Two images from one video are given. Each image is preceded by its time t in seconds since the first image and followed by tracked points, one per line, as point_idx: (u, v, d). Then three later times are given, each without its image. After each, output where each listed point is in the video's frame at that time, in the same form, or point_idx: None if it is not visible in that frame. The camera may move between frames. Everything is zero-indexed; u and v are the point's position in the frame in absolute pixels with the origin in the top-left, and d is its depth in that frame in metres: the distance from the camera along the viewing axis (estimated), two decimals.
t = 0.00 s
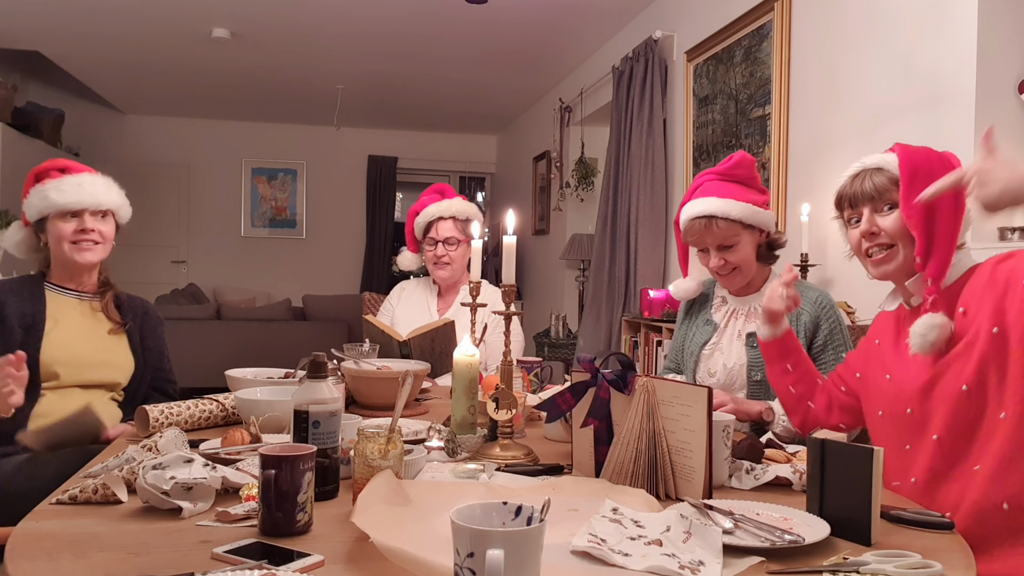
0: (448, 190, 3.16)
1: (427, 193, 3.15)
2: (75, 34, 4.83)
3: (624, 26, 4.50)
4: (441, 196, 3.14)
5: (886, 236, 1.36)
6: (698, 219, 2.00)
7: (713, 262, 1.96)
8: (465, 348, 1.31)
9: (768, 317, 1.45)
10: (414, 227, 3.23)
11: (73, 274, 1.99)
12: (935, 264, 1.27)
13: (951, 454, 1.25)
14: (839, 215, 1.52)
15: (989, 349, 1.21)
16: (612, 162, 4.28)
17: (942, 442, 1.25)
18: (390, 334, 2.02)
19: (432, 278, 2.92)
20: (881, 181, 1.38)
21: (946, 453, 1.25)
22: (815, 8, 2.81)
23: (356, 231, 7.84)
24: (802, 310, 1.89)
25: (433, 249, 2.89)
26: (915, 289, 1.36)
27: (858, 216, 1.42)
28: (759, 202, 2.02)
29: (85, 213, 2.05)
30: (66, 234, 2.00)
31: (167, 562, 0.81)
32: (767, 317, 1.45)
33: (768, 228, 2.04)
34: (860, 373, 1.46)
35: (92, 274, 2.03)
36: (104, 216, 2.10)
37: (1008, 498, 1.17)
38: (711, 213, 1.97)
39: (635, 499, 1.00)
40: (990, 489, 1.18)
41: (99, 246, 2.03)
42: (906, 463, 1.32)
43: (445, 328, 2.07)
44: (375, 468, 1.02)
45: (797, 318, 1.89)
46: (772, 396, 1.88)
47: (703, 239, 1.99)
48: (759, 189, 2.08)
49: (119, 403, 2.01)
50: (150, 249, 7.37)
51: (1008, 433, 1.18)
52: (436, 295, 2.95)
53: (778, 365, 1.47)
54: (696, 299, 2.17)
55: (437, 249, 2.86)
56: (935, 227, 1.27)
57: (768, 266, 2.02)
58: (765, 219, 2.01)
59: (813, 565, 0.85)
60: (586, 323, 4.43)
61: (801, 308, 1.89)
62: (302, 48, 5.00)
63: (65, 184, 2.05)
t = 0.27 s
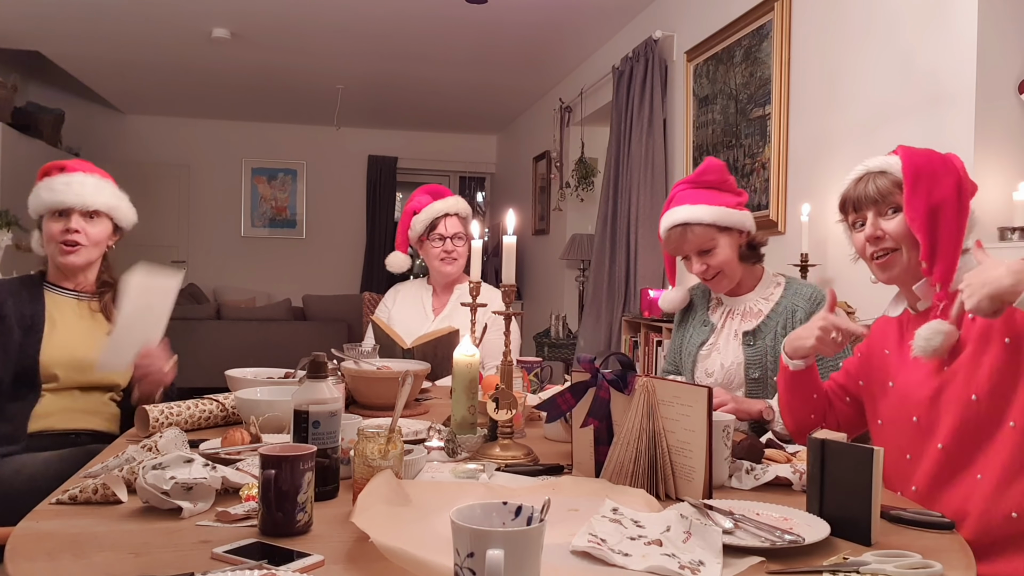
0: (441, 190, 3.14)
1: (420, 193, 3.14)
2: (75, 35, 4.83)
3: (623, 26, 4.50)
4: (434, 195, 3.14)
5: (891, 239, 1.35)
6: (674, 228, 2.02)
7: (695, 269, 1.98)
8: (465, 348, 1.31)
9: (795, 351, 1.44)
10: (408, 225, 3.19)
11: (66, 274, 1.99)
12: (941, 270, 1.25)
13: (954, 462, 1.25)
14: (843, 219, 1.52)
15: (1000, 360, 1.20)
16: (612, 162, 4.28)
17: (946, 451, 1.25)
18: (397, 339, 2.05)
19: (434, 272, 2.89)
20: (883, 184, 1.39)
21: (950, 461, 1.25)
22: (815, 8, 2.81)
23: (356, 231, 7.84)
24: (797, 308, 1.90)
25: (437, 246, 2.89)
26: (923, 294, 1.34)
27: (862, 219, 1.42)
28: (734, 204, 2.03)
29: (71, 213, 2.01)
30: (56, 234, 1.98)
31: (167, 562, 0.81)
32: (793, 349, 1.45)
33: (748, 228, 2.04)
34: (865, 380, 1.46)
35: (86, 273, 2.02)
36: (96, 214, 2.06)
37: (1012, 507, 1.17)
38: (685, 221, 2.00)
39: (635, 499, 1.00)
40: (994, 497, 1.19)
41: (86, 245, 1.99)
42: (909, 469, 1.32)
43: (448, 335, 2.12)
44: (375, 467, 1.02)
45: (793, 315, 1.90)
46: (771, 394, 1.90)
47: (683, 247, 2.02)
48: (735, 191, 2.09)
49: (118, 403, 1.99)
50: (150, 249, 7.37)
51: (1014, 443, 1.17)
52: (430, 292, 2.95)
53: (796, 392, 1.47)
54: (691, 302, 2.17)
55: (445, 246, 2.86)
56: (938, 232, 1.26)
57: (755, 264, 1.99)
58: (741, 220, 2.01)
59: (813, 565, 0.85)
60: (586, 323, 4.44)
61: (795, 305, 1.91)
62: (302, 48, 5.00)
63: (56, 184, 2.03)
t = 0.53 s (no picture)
0: (431, 190, 3.14)
1: (410, 193, 3.13)
2: (75, 34, 4.83)
3: (623, 26, 4.50)
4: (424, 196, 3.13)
5: (892, 237, 1.35)
6: (664, 232, 2.04)
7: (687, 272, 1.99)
8: (465, 348, 1.31)
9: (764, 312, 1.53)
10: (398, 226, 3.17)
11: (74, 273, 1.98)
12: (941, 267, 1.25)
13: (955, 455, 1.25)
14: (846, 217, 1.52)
15: (1002, 353, 1.20)
16: (612, 163, 4.28)
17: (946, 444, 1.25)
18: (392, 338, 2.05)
19: (427, 271, 2.89)
20: (886, 182, 1.39)
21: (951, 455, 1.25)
22: (815, 8, 2.81)
23: (356, 231, 7.84)
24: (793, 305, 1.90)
25: (433, 246, 2.89)
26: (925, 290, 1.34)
27: (864, 217, 1.42)
28: (720, 205, 2.02)
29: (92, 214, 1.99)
30: (72, 232, 1.96)
31: (167, 562, 0.82)
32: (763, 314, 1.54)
33: (736, 228, 2.04)
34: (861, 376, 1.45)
35: (95, 275, 2.01)
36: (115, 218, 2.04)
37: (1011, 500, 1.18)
38: (674, 225, 2.01)
39: (635, 499, 1.00)
40: (995, 491, 1.19)
41: (100, 249, 1.97)
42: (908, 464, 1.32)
43: (446, 332, 2.10)
44: (375, 467, 1.02)
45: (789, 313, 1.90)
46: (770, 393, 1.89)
47: (672, 250, 2.03)
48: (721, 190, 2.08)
49: (118, 402, 2.01)
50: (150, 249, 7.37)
51: (1015, 436, 1.18)
52: (423, 292, 2.95)
53: (770, 362, 1.52)
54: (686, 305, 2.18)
55: (441, 245, 2.87)
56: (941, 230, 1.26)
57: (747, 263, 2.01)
58: (729, 220, 2.01)
59: (813, 565, 0.85)
60: (586, 324, 4.43)
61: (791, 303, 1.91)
62: (302, 48, 5.00)
63: (81, 182, 2.01)
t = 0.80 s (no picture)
0: (422, 191, 3.12)
1: (401, 195, 3.12)
2: (75, 35, 4.83)
3: (623, 26, 4.50)
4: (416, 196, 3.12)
5: (893, 239, 1.36)
6: (671, 228, 2.03)
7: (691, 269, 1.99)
8: (465, 348, 1.31)
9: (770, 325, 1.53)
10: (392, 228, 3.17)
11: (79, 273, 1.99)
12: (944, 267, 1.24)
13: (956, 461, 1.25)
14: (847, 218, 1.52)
15: (1001, 360, 1.19)
16: (612, 163, 4.28)
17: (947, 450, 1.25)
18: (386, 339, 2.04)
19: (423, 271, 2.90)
20: (888, 184, 1.39)
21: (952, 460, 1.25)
22: (815, 8, 2.81)
23: (356, 231, 7.84)
24: (793, 307, 1.89)
25: (426, 247, 2.90)
26: (927, 294, 1.34)
27: (867, 219, 1.42)
28: (729, 204, 2.02)
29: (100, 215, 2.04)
30: (79, 232, 1.99)
31: (166, 562, 0.81)
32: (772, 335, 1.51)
33: (745, 228, 2.03)
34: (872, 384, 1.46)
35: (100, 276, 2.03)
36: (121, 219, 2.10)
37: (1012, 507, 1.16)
38: (682, 221, 2.00)
39: (635, 499, 1.00)
40: (994, 498, 1.18)
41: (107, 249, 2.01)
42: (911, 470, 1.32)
43: (438, 331, 2.08)
44: (375, 467, 1.02)
45: (789, 314, 1.88)
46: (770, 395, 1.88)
47: (679, 248, 2.03)
48: (732, 191, 2.08)
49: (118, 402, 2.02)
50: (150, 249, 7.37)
51: (1013, 444, 1.17)
52: (418, 292, 2.94)
53: (800, 393, 1.47)
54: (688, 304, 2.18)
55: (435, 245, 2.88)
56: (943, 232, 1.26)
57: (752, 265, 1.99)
58: (736, 220, 2.01)
59: (813, 565, 0.85)
60: (586, 324, 4.43)
61: (791, 304, 1.90)
62: (302, 48, 5.00)
63: (88, 183, 2.06)
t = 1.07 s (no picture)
0: (416, 191, 3.14)
1: (396, 194, 3.13)
2: (75, 35, 4.83)
3: (623, 26, 4.50)
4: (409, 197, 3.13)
5: (893, 235, 1.35)
6: (696, 224, 1.97)
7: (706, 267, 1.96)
8: (465, 348, 1.31)
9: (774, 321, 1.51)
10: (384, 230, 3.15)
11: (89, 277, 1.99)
12: (943, 268, 1.25)
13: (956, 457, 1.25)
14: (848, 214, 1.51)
15: (1002, 355, 1.20)
16: (612, 162, 4.28)
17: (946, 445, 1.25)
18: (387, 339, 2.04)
19: (416, 272, 2.90)
20: (888, 181, 1.39)
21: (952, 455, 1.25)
22: (815, 8, 2.81)
23: (356, 231, 7.84)
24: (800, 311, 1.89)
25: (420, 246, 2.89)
26: (926, 290, 1.34)
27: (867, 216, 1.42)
28: (759, 211, 1.98)
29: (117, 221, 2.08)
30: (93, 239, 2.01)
31: (166, 562, 0.82)
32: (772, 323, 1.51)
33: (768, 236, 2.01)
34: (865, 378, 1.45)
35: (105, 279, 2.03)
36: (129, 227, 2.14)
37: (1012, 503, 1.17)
38: (711, 221, 1.95)
39: (635, 499, 1.00)
40: (995, 493, 1.19)
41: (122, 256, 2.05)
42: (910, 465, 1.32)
43: (441, 331, 2.10)
44: (375, 467, 1.02)
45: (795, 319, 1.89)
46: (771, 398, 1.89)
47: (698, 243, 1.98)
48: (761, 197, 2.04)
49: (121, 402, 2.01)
50: (150, 249, 7.38)
51: (1015, 438, 1.18)
52: (415, 292, 2.93)
53: (779, 370, 1.52)
54: (691, 298, 2.16)
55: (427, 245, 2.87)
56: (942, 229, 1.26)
57: (765, 271, 2.01)
58: (764, 228, 1.97)
59: (813, 564, 0.85)
60: (586, 323, 4.43)
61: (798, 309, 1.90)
62: (303, 48, 5.00)
63: (102, 193, 2.09)
